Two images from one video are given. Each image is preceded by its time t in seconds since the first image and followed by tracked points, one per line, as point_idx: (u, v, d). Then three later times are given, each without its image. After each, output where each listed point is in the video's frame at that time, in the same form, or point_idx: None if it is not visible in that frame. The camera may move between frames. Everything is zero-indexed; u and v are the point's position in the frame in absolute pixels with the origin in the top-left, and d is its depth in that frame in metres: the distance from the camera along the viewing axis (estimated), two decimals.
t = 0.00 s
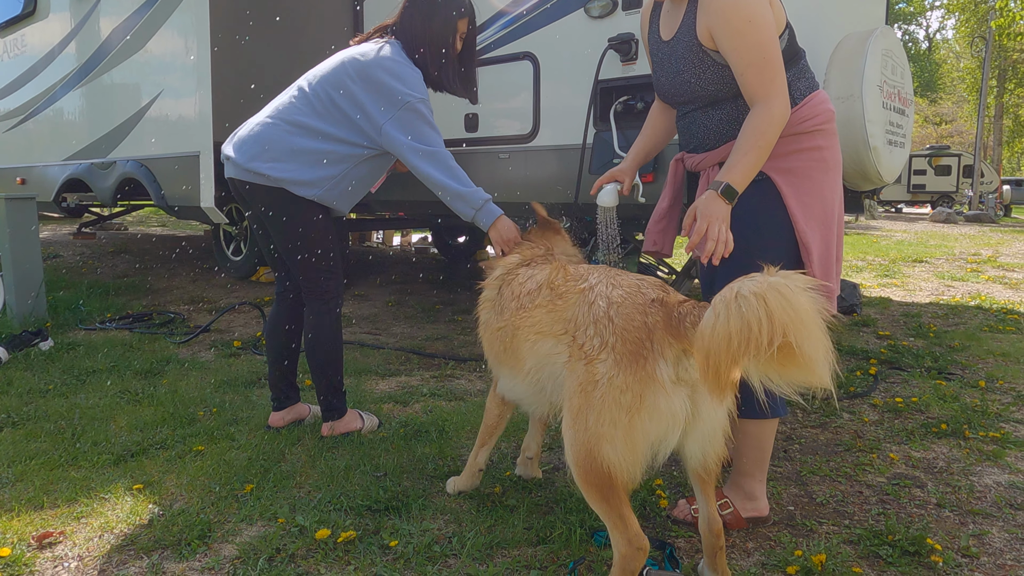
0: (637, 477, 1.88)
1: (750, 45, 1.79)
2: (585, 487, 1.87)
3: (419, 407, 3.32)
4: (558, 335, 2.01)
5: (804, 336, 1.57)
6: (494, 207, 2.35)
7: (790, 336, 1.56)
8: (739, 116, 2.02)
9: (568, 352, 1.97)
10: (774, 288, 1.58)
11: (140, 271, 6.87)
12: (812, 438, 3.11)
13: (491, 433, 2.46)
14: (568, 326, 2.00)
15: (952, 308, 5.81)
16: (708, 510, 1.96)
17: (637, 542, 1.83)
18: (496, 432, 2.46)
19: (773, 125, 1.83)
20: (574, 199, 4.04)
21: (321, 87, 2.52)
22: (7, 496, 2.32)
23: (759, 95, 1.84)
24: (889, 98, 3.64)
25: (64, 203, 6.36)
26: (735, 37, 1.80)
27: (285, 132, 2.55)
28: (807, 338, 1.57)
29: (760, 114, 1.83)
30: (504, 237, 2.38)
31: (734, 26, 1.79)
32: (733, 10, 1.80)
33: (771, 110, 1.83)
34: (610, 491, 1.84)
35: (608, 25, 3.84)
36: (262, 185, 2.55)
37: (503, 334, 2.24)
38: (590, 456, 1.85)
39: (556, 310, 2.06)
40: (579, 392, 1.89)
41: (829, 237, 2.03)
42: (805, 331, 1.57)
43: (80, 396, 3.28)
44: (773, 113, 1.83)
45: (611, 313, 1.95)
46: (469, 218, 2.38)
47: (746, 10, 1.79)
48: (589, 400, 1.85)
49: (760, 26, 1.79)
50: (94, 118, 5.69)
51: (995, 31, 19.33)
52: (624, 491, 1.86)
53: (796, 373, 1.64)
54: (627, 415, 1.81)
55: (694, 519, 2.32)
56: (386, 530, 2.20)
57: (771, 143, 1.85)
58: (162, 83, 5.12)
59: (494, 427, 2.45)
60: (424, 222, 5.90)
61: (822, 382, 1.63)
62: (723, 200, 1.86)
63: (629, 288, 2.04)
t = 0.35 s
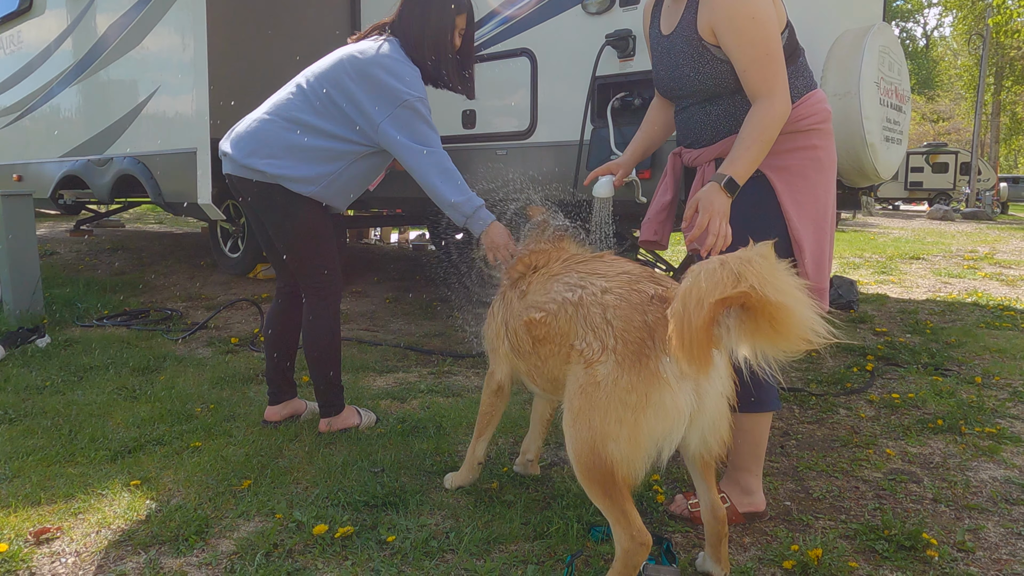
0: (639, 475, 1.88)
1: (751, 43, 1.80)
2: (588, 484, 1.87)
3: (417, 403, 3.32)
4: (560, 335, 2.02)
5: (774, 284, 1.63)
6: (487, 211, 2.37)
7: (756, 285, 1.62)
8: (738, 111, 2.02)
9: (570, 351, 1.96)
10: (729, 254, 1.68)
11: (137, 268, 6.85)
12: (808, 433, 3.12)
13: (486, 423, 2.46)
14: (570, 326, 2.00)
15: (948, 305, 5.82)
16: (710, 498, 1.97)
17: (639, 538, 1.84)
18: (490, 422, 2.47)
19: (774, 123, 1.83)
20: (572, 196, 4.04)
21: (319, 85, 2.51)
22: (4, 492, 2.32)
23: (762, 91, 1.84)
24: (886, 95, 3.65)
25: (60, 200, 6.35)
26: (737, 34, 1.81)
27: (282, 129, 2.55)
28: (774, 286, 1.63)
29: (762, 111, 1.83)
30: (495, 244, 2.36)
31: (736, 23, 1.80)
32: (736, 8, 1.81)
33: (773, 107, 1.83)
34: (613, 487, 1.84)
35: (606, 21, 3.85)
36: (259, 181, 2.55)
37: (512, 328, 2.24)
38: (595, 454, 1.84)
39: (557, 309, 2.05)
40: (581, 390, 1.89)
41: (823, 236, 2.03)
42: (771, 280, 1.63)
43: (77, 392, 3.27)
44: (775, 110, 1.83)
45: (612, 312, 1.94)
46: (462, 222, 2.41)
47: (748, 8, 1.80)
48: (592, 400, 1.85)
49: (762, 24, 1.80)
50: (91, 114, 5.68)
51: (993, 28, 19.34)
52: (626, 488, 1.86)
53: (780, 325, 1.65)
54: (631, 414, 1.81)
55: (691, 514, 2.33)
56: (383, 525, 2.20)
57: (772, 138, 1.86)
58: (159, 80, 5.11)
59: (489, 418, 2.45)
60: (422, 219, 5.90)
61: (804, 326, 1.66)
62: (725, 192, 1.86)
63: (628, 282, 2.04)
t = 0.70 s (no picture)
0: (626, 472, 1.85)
1: (746, 46, 1.80)
2: (573, 481, 1.87)
3: (415, 399, 3.32)
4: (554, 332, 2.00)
5: (715, 233, 1.65)
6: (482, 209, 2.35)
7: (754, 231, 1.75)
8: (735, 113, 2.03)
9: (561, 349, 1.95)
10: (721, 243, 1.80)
11: (134, 265, 6.84)
12: (805, 429, 3.13)
13: (474, 412, 2.52)
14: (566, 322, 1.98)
15: (945, 301, 5.84)
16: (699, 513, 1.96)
17: (624, 534, 1.84)
18: (478, 410, 2.51)
19: (769, 125, 1.84)
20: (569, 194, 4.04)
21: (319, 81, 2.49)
22: (2, 488, 2.32)
23: (758, 93, 1.84)
24: (882, 91, 3.64)
25: (57, 197, 6.33)
26: (732, 37, 1.81)
27: (279, 125, 2.53)
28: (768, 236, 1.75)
29: (757, 114, 1.84)
30: (491, 232, 2.36)
31: (731, 29, 1.80)
32: (732, 12, 1.80)
33: (768, 111, 1.83)
34: (597, 483, 1.84)
35: (603, 17, 3.86)
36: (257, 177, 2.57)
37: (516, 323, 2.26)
38: (576, 451, 1.83)
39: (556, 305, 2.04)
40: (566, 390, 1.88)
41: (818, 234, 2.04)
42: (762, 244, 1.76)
43: (75, 389, 3.27)
44: (770, 113, 1.83)
45: (607, 310, 1.90)
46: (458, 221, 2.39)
47: (744, 12, 1.79)
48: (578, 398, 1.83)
49: (757, 27, 1.79)
50: (87, 111, 5.67)
51: (990, 25, 19.37)
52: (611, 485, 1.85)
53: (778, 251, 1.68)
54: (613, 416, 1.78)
55: (687, 510, 2.34)
56: (381, 521, 2.21)
57: (767, 141, 1.86)
58: (155, 76, 5.09)
59: (477, 407, 2.50)
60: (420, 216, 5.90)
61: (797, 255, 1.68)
62: (720, 193, 1.87)
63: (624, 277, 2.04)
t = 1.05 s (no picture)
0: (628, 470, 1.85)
1: (736, 48, 1.80)
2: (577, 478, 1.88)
3: (412, 395, 3.33)
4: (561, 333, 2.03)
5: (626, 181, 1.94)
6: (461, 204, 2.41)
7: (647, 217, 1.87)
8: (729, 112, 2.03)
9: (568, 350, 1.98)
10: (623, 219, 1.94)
11: (130, 262, 6.82)
12: (802, 425, 3.14)
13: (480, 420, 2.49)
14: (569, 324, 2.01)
15: (941, 297, 5.87)
16: (703, 498, 1.97)
17: (629, 528, 1.84)
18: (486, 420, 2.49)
19: (760, 125, 1.83)
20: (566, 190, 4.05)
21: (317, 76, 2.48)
22: None
23: (748, 94, 1.84)
24: (879, 88, 3.65)
25: (53, 194, 6.31)
26: (722, 39, 1.81)
27: (278, 122, 2.52)
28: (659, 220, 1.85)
29: (748, 115, 1.84)
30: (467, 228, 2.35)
31: (722, 31, 1.80)
32: (721, 14, 1.80)
33: (758, 111, 1.83)
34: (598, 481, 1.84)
35: (600, 14, 3.86)
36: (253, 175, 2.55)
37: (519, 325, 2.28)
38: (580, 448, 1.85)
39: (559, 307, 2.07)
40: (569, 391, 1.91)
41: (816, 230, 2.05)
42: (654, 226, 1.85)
43: (72, 386, 3.27)
44: (761, 113, 1.83)
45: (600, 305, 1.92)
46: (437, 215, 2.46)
47: (734, 14, 1.80)
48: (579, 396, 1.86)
49: (746, 29, 1.79)
50: (83, 107, 5.64)
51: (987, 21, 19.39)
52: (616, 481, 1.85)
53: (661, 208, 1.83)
54: (615, 413, 1.78)
55: (684, 506, 2.35)
56: (380, 517, 2.21)
57: (759, 141, 1.86)
58: (151, 72, 5.08)
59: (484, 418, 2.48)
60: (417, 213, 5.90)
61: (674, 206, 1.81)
62: (711, 196, 1.87)
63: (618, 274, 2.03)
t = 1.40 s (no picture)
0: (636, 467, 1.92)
1: (731, 46, 1.80)
2: (581, 476, 1.89)
3: (411, 392, 3.34)
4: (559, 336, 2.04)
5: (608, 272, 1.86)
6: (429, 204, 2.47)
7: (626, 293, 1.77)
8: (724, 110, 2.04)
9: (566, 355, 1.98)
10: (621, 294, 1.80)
11: (127, 259, 6.81)
12: (799, 421, 3.16)
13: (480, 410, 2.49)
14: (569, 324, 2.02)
15: (938, 293, 5.89)
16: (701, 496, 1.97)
17: (627, 521, 1.83)
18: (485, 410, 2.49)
19: (753, 122, 1.84)
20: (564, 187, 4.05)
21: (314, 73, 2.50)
22: None
23: (740, 92, 1.84)
24: (876, 85, 3.65)
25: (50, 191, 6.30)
26: (716, 36, 1.81)
27: (277, 119, 2.54)
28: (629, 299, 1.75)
29: (741, 112, 1.84)
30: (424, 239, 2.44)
31: (716, 27, 1.80)
32: (716, 10, 1.80)
33: (750, 108, 1.83)
34: (605, 477, 1.86)
35: (598, 11, 3.88)
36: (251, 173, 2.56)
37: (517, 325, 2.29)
38: (601, 450, 1.85)
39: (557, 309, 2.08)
40: (577, 394, 1.90)
41: (814, 226, 2.05)
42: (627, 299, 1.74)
43: (70, 383, 3.26)
44: (753, 111, 1.84)
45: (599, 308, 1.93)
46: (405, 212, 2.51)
47: (728, 11, 1.79)
48: (592, 400, 1.86)
49: (741, 26, 1.80)
50: (80, 104, 5.63)
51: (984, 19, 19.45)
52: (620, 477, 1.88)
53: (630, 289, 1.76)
54: (646, 414, 1.84)
55: (683, 502, 2.36)
56: (379, 513, 2.22)
57: (751, 137, 1.86)
58: (148, 69, 5.06)
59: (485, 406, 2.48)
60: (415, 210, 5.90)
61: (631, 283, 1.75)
62: (704, 195, 1.88)
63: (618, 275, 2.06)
